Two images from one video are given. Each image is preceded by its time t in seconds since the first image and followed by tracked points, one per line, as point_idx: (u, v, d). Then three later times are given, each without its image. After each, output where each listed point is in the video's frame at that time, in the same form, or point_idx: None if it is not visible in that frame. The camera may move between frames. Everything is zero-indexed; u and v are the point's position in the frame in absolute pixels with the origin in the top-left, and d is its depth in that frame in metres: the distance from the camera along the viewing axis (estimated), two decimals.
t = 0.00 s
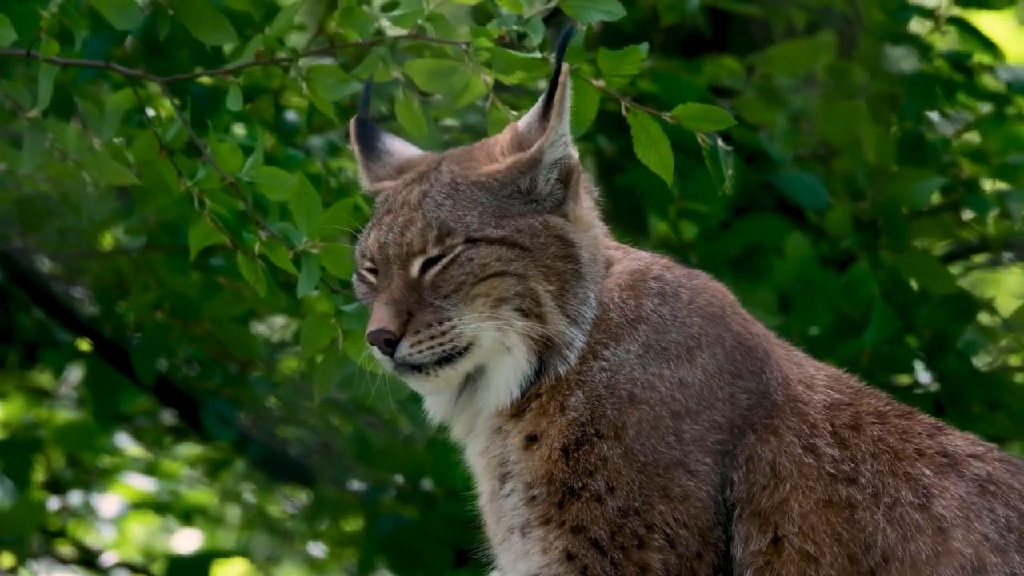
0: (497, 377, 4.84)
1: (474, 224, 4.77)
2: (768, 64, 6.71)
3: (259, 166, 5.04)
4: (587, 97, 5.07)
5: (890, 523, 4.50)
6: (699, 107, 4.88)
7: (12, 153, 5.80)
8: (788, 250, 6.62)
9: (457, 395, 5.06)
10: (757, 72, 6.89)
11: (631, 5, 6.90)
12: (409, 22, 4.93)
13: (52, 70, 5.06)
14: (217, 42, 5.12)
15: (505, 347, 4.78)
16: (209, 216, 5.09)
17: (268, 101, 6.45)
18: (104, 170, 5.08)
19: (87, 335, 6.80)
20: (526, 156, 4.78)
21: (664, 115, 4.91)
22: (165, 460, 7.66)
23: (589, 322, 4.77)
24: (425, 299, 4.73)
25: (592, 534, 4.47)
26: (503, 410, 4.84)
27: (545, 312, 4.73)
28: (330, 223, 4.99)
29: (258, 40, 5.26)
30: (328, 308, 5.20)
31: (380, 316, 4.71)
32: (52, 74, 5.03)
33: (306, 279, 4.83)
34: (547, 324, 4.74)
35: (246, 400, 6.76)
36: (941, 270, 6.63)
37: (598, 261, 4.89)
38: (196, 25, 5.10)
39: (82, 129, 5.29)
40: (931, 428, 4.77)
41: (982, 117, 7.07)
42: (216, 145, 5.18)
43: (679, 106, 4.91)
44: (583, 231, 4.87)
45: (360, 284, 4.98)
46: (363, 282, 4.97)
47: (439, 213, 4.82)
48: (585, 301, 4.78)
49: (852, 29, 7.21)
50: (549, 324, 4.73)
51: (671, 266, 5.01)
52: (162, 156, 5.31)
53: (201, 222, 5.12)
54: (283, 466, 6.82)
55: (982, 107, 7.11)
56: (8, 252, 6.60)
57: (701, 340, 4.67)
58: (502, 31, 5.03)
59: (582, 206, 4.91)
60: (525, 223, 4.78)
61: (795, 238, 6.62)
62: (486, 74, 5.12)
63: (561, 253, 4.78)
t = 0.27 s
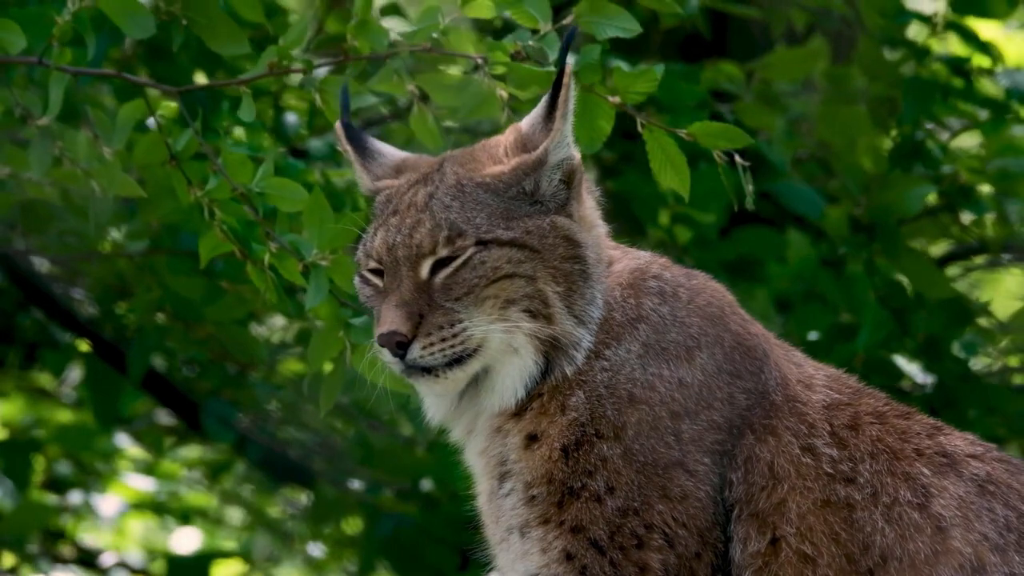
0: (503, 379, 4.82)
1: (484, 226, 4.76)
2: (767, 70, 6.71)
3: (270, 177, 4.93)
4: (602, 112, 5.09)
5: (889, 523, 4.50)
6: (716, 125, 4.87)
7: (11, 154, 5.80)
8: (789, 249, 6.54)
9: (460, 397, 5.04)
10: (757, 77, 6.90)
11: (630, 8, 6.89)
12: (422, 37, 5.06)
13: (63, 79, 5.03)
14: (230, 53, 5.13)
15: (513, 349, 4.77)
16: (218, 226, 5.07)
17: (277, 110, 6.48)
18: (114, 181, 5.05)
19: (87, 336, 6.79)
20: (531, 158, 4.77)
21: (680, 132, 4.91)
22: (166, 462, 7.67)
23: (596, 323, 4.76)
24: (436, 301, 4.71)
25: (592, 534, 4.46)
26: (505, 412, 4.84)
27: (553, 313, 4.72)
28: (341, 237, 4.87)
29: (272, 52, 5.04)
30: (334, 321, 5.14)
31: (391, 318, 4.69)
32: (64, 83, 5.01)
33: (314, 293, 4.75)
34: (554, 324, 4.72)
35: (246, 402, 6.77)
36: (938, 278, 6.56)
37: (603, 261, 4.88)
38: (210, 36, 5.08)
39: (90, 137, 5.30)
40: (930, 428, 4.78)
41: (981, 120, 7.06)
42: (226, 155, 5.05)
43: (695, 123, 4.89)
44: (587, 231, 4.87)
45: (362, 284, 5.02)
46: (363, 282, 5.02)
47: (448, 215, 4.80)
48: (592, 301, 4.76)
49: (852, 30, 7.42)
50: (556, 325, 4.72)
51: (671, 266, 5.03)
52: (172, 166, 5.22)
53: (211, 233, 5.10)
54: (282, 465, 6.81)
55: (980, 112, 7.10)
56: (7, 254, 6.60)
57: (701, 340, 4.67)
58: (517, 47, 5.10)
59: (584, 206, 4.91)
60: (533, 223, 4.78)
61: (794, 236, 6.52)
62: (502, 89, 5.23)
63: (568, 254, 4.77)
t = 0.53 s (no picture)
0: (509, 379, 4.81)
1: (492, 226, 4.76)
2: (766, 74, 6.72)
3: (280, 188, 4.94)
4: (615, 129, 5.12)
5: (887, 523, 4.50)
6: (733, 145, 4.94)
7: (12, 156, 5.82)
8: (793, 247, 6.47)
9: (463, 397, 5.04)
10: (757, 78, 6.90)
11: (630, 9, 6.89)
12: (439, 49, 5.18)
13: (73, 87, 5.03)
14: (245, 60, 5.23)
15: (519, 349, 4.75)
16: (228, 236, 5.09)
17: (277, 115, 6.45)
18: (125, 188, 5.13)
19: (86, 338, 6.78)
20: (534, 158, 4.79)
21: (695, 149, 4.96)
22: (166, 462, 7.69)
23: (602, 323, 4.74)
24: (445, 302, 4.72)
25: (591, 534, 4.46)
26: (506, 411, 4.83)
27: (560, 313, 4.72)
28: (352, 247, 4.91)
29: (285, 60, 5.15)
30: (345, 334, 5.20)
31: (401, 317, 4.70)
32: (74, 91, 5.02)
33: (325, 303, 4.77)
34: (560, 324, 4.71)
35: (245, 404, 6.77)
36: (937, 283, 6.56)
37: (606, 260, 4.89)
38: (226, 45, 5.18)
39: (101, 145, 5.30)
40: (929, 428, 4.78)
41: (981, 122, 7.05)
42: (238, 165, 5.08)
43: (711, 141, 4.96)
44: (590, 231, 4.88)
45: (365, 284, 5.02)
46: (366, 283, 5.03)
47: (455, 214, 4.81)
48: (598, 301, 4.76)
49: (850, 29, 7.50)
50: (562, 324, 4.71)
51: (670, 265, 5.02)
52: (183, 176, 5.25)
53: (220, 243, 5.13)
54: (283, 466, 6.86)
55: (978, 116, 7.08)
56: (7, 256, 6.60)
57: (701, 340, 4.67)
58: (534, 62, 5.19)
59: (586, 206, 4.92)
60: (539, 224, 4.79)
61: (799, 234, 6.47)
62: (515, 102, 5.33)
63: (574, 254, 4.78)
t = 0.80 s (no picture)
0: (514, 378, 4.80)
1: (500, 225, 4.78)
2: (765, 75, 6.72)
3: (293, 198, 4.97)
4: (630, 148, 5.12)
5: (885, 523, 4.51)
6: (750, 166, 4.94)
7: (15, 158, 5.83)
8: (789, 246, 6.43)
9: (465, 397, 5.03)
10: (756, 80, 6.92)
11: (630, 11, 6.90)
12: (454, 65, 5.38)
13: (85, 93, 5.03)
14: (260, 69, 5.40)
15: (525, 348, 4.75)
16: (239, 246, 5.09)
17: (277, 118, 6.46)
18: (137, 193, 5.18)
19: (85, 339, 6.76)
20: (536, 157, 4.80)
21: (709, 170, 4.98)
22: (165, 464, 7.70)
23: (608, 322, 4.74)
24: (455, 300, 4.72)
25: (591, 533, 4.46)
26: (508, 411, 4.83)
27: (566, 312, 4.72)
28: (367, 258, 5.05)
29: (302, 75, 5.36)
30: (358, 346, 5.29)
31: (411, 315, 4.70)
32: (86, 100, 5.02)
33: (338, 314, 4.94)
34: (566, 323, 4.71)
35: (244, 406, 6.77)
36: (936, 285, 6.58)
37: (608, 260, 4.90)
38: (241, 56, 5.38)
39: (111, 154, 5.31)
40: (926, 428, 4.79)
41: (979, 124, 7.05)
42: (250, 176, 5.09)
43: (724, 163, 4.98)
44: (593, 230, 4.89)
45: (368, 283, 5.02)
46: (370, 282, 5.01)
47: (463, 212, 4.81)
48: (604, 300, 4.75)
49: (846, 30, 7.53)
50: (568, 323, 4.71)
51: (668, 265, 5.03)
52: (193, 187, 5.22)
53: (230, 253, 5.13)
54: (282, 467, 6.88)
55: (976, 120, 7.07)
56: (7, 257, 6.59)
57: (700, 340, 4.68)
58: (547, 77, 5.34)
59: (588, 205, 4.93)
60: (545, 223, 4.80)
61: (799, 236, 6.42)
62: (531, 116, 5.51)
63: (580, 253, 4.78)
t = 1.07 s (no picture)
0: (518, 376, 4.80)
1: (506, 222, 4.77)
2: (764, 74, 6.71)
3: (302, 207, 5.16)
4: (643, 162, 5.12)
5: (884, 524, 4.52)
6: (762, 181, 5.01)
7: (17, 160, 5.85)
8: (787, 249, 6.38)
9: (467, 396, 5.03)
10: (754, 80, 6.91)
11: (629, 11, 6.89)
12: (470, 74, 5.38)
13: (93, 103, 5.15)
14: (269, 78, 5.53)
15: (529, 347, 4.75)
16: (244, 254, 5.26)
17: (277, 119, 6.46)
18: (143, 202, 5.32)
19: (83, 340, 6.75)
20: (538, 156, 4.80)
21: (723, 185, 5.03)
22: (164, 463, 7.68)
23: (612, 321, 4.73)
24: (461, 298, 4.72)
25: (591, 533, 4.47)
26: (509, 409, 4.83)
27: (570, 310, 4.71)
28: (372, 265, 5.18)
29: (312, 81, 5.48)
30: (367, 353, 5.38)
31: (418, 313, 4.70)
32: (94, 108, 5.15)
33: (348, 323, 5.07)
34: (570, 322, 4.71)
35: (243, 406, 6.78)
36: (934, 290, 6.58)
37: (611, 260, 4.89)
38: (249, 64, 5.47)
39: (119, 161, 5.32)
40: (926, 429, 4.79)
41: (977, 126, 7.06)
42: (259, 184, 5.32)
43: (739, 178, 5.03)
44: (596, 229, 4.88)
45: (371, 281, 5.02)
46: (373, 281, 5.02)
47: (468, 210, 4.80)
48: (607, 299, 4.75)
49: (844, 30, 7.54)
50: (572, 322, 4.71)
51: (668, 265, 5.03)
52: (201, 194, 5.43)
53: (237, 259, 5.31)
54: (281, 468, 6.89)
55: (974, 121, 7.08)
56: (7, 258, 6.59)
57: (700, 340, 4.68)
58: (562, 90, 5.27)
59: (590, 204, 4.92)
60: (550, 220, 4.79)
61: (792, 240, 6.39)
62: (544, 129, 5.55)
63: (584, 252, 4.77)
